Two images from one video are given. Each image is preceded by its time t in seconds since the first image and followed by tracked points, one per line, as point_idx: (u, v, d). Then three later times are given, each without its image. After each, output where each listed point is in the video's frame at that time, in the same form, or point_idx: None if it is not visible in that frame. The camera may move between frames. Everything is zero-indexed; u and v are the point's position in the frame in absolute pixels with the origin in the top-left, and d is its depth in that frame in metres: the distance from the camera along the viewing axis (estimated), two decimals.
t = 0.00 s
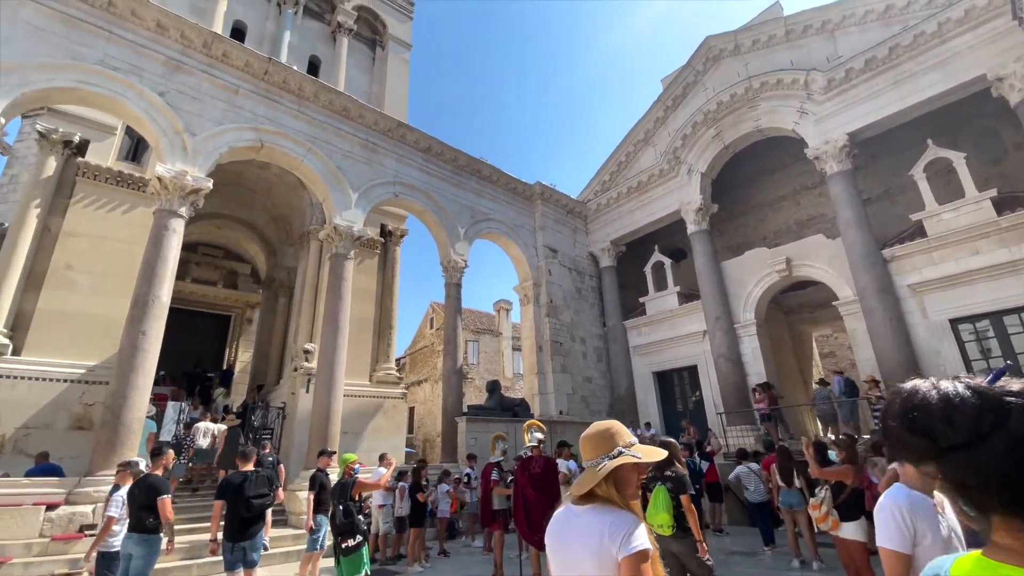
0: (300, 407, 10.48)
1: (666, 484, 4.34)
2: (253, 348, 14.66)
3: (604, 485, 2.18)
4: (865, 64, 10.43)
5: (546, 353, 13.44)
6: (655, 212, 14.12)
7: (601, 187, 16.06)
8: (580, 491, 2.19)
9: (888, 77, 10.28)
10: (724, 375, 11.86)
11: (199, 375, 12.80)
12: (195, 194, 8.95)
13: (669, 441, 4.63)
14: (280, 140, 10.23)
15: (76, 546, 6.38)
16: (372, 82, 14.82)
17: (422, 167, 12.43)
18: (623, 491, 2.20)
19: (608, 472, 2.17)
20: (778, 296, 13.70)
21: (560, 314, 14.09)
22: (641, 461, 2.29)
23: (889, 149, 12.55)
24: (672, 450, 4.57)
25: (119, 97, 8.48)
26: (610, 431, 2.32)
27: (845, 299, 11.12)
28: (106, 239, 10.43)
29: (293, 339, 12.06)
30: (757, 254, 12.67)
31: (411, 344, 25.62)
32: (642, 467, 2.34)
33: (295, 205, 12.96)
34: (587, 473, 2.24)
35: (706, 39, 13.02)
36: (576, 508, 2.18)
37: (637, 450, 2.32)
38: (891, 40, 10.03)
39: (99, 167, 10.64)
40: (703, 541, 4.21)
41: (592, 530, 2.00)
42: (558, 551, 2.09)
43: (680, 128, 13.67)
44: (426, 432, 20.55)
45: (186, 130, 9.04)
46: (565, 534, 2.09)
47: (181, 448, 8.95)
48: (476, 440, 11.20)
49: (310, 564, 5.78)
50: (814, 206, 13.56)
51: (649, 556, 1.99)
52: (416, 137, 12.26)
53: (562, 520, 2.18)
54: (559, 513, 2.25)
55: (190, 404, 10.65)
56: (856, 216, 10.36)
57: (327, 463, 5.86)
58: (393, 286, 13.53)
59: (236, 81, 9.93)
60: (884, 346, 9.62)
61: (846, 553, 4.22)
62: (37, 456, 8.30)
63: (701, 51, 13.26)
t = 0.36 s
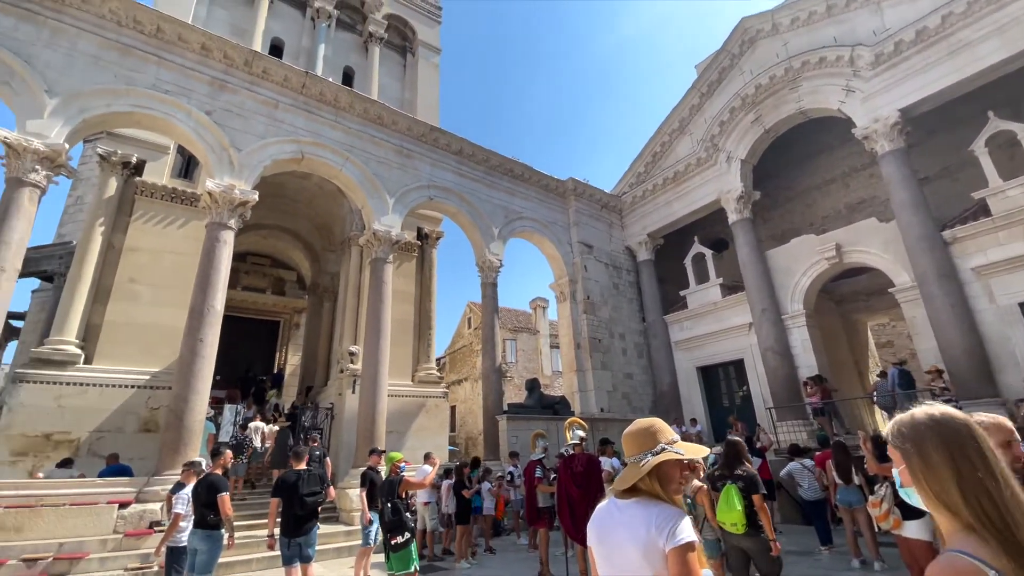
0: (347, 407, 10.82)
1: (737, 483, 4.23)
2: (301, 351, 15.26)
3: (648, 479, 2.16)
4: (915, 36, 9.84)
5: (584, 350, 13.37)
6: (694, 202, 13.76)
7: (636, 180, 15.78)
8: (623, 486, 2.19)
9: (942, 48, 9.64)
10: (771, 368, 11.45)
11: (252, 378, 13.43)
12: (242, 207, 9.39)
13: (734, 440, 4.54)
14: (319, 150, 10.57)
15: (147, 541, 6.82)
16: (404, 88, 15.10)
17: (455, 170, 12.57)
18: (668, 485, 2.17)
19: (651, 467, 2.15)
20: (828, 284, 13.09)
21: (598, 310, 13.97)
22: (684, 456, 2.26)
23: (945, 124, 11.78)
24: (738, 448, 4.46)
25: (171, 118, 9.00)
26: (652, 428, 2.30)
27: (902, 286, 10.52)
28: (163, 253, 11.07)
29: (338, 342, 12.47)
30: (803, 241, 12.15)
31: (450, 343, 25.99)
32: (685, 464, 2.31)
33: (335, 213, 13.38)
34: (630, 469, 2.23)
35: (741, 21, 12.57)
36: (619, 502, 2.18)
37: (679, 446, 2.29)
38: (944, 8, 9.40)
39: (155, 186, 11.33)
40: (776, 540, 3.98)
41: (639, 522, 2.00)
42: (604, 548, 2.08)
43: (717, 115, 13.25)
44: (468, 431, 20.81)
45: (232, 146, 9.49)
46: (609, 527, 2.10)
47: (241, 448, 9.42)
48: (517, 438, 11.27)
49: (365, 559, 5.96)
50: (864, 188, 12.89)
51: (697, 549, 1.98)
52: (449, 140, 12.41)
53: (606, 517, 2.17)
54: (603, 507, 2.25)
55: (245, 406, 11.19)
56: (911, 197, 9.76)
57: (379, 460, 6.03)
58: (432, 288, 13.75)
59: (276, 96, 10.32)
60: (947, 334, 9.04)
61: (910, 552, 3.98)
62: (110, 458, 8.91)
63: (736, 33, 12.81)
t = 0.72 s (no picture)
0: (390, 407, 11.10)
1: (811, 477, 4.14)
2: (344, 353, 15.76)
3: (675, 479, 2.13)
4: (969, 4, 9.23)
5: (623, 346, 13.21)
6: (733, 191, 13.34)
7: (671, 171, 15.44)
8: (650, 486, 2.18)
9: (1000, 13, 8.99)
10: (821, 361, 10.98)
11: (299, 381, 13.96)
12: (285, 216, 9.77)
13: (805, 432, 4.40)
14: (355, 158, 10.87)
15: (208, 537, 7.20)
16: (434, 92, 15.31)
17: (487, 170, 12.65)
18: (697, 484, 2.14)
19: (676, 467, 2.12)
20: (881, 272, 12.43)
21: (635, 306, 13.78)
22: (710, 457, 2.22)
23: (1006, 95, 10.98)
24: (810, 440, 4.34)
25: (217, 135, 9.45)
26: (675, 429, 2.27)
27: (963, 270, 9.88)
28: (214, 264, 11.64)
29: (379, 343, 12.79)
30: (851, 227, 11.59)
31: (487, 343, 26.17)
32: (710, 462, 2.27)
33: (372, 218, 13.72)
34: (656, 470, 2.21)
35: None
36: (647, 501, 2.17)
37: (705, 446, 2.25)
38: None
39: (204, 200, 11.90)
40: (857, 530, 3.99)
41: (668, 520, 2.00)
42: (637, 549, 2.08)
43: (754, 100, 12.81)
44: (507, 429, 20.93)
45: (274, 158, 9.88)
46: (639, 527, 2.09)
47: (295, 448, 9.86)
48: (557, 436, 11.27)
49: (414, 554, 6.09)
50: (916, 168, 12.18)
51: (725, 542, 1.96)
52: (480, 142, 12.50)
53: (635, 517, 2.16)
54: (632, 508, 2.24)
55: (294, 407, 11.65)
56: (971, 175, 9.15)
57: (425, 457, 6.13)
58: (467, 288, 13.90)
59: (313, 108, 10.66)
60: (1015, 320, 8.43)
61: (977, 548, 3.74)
62: (172, 459, 9.44)
63: (773, 14, 12.33)
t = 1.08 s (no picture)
0: (429, 407, 11.29)
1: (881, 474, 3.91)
2: (383, 355, 16.13)
3: (712, 477, 2.10)
4: None
5: (660, 343, 12.99)
6: (772, 180, 12.88)
7: (706, 162, 15.05)
8: (686, 484, 2.14)
9: None
10: (872, 354, 10.48)
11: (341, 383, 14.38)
12: (324, 224, 10.09)
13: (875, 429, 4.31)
14: (388, 164, 11.10)
15: (261, 534, 7.53)
16: (462, 95, 15.46)
17: (517, 170, 12.68)
18: (734, 482, 2.11)
19: (713, 465, 2.08)
20: (936, 258, 11.75)
21: (672, 301, 13.52)
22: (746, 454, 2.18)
23: None
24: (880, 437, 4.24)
25: (258, 148, 9.85)
26: (708, 427, 2.23)
27: None
28: (259, 272, 12.13)
29: (417, 345, 13.02)
30: (902, 212, 10.99)
31: (522, 342, 26.21)
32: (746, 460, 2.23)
33: (406, 222, 13.98)
34: (692, 468, 2.18)
35: None
36: (683, 500, 2.14)
37: (740, 444, 2.21)
38: None
39: (248, 211, 12.39)
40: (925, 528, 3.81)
41: (709, 516, 1.97)
42: (676, 546, 2.04)
43: (792, 84, 12.33)
44: (545, 428, 20.93)
45: (312, 168, 10.22)
46: (677, 525, 2.06)
47: (342, 446, 10.18)
48: (596, 434, 11.18)
49: (457, 551, 6.18)
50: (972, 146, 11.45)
51: (766, 537, 1.94)
52: (509, 142, 12.53)
53: (673, 515, 2.13)
54: (668, 507, 2.21)
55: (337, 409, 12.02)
56: None
57: (465, 456, 6.18)
58: (501, 288, 13.97)
59: (346, 117, 10.95)
60: None
61: None
62: (226, 459, 9.91)
63: None
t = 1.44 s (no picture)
0: (463, 408, 11.41)
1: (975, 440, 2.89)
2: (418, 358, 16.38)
3: (766, 483, 2.23)
4: None
5: (696, 341, 12.72)
6: (810, 169, 12.40)
7: (739, 153, 14.66)
8: (742, 488, 2.25)
9: None
10: (924, 348, 9.95)
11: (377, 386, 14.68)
12: (358, 231, 10.34)
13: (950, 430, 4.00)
14: (418, 170, 11.28)
15: (306, 533, 7.77)
16: (488, 98, 15.56)
17: (544, 170, 12.66)
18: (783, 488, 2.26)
19: (770, 473, 2.22)
20: (992, 245, 11.07)
21: (708, 298, 13.21)
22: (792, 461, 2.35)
23: None
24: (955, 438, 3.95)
25: (294, 160, 10.18)
26: (754, 435, 2.37)
27: None
28: (298, 279, 12.53)
29: (450, 347, 13.16)
30: (952, 197, 10.41)
31: (554, 342, 26.07)
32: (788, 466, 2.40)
33: (436, 226, 14.16)
34: (744, 473, 2.29)
35: None
36: (737, 502, 2.24)
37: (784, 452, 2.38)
38: None
39: (286, 221, 12.81)
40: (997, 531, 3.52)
41: (772, 519, 2.09)
42: (735, 548, 2.14)
43: (829, 69, 11.86)
44: (580, 429, 20.78)
45: (345, 177, 10.50)
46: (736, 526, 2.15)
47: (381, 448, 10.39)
48: (632, 435, 11.04)
49: (495, 552, 6.22)
50: None
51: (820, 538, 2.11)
52: (536, 142, 12.53)
53: (728, 518, 2.22)
54: (717, 510, 2.30)
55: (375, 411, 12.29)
56: None
57: (500, 457, 6.22)
58: (531, 289, 13.98)
59: (376, 126, 11.18)
60: None
61: None
62: (271, 460, 10.28)
63: None
